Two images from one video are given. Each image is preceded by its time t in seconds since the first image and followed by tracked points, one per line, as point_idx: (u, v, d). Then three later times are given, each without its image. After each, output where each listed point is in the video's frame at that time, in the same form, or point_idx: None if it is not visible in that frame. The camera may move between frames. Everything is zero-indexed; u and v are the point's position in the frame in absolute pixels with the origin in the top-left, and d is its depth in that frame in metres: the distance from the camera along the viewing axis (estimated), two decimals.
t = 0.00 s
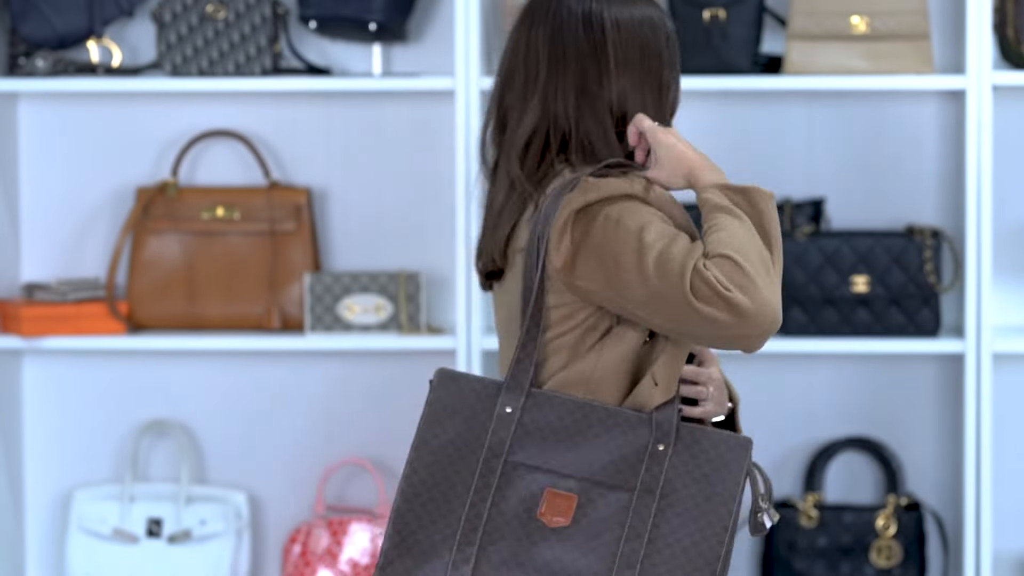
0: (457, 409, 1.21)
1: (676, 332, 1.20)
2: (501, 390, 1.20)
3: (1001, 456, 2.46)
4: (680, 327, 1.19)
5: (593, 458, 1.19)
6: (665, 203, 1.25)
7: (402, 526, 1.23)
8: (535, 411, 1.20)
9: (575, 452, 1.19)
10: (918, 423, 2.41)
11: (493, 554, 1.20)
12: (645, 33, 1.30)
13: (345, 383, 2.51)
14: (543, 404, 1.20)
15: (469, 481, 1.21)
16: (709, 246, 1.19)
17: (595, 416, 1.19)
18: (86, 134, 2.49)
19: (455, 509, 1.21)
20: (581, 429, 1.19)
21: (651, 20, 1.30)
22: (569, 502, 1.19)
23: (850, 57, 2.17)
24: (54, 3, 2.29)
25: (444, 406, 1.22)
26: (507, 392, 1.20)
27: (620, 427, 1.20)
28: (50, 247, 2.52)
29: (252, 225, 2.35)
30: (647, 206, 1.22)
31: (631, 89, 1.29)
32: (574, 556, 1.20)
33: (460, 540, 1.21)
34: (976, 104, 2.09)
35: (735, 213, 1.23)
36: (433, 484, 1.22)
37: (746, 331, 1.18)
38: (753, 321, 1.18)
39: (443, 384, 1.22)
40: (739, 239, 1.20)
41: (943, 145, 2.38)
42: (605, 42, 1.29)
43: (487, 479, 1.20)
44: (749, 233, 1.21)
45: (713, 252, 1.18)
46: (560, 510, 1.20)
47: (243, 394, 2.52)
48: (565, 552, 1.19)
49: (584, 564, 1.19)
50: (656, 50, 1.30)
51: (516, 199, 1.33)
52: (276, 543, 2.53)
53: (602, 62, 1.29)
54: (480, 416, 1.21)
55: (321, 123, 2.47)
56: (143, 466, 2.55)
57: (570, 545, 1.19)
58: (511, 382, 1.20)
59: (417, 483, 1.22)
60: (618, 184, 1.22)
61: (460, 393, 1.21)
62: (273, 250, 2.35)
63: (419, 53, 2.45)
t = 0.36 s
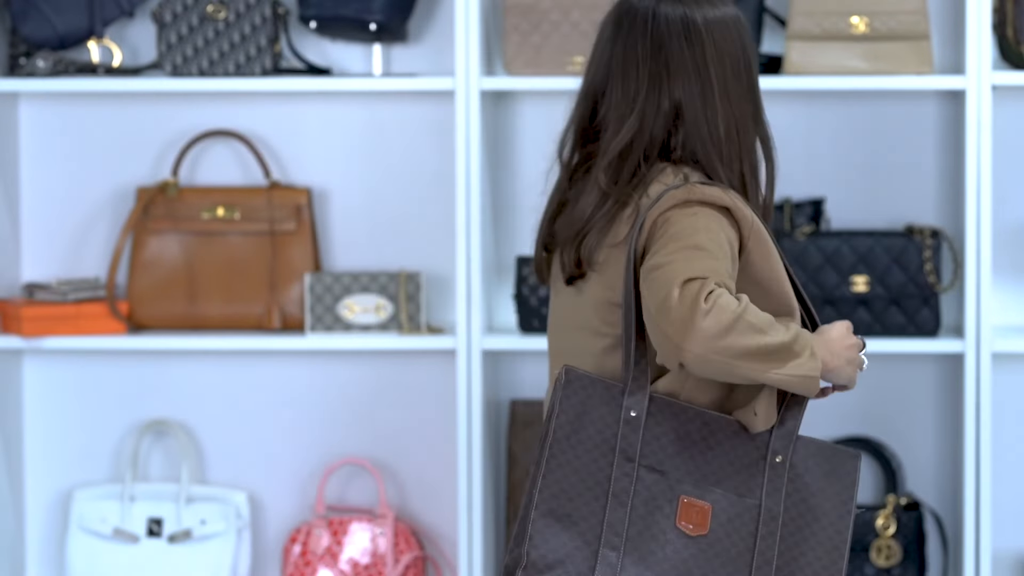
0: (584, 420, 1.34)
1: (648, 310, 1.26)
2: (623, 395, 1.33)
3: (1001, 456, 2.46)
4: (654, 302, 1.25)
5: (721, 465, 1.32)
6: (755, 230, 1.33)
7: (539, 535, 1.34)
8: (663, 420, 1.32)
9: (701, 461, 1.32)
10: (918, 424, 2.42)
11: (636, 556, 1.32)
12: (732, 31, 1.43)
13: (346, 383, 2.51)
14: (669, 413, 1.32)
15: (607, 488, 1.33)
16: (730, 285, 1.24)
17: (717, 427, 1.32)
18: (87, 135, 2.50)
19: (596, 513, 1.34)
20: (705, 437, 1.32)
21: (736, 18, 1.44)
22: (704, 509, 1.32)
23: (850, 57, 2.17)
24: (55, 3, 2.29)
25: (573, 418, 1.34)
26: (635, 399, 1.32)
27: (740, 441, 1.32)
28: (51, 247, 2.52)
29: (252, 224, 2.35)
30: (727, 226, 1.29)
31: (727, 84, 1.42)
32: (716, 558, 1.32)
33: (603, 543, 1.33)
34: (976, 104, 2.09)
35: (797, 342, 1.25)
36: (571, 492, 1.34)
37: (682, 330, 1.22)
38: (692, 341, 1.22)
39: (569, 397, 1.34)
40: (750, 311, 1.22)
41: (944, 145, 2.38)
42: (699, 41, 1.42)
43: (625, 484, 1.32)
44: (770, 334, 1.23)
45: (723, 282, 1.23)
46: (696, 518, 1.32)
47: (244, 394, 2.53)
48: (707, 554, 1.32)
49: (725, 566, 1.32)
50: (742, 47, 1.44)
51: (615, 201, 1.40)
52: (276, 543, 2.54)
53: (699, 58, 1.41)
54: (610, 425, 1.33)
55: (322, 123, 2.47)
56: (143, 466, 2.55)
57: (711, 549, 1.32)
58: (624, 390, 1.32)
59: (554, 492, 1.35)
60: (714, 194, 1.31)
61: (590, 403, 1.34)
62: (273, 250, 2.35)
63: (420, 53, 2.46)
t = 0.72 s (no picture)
0: (681, 402, 1.34)
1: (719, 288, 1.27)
2: (718, 381, 1.33)
3: (1001, 456, 2.46)
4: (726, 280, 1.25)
5: (813, 455, 1.32)
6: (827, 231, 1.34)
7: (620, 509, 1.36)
8: (759, 407, 1.32)
9: (796, 448, 1.32)
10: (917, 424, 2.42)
11: (714, 538, 1.33)
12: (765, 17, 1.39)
13: (347, 382, 2.51)
14: (764, 399, 1.32)
15: (689, 468, 1.34)
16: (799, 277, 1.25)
17: (812, 414, 1.32)
18: (88, 134, 2.50)
19: (678, 492, 1.34)
20: (799, 423, 1.32)
21: None
22: (788, 497, 1.32)
23: (850, 57, 2.17)
24: (56, 3, 2.29)
25: (669, 399, 1.35)
26: (731, 386, 1.32)
27: (834, 430, 1.32)
28: (51, 247, 2.52)
29: (252, 224, 2.35)
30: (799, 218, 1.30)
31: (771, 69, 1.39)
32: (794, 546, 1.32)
33: (680, 522, 1.34)
34: (976, 104, 2.09)
35: (869, 354, 1.26)
36: (655, 470, 1.35)
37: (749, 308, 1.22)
38: (760, 321, 1.22)
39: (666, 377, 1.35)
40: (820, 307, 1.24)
41: (943, 145, 2.38)
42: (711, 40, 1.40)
43: (708, 468, 1.33)
44: (837, 333, 1.24)
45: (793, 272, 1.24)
46: (778, 504, 1.32)
47: (245, 394, 2.53)
48: (783, 542, 1.32)
49: (800, 555, 1.32)
50: (759, 24, 1.39)
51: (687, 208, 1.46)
52: (277, 542, 2.54)
53: (728, 51, 1.39)
54: (705, 409, 1.33)
55: (322, 123, 2.48)
56: (144, 466, 2.55)
57: (790, 536, 1.32)
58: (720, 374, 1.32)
59: (640, 469, 1.36)
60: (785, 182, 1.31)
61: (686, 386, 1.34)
62: (273, 250, 2.35)
63: (420, 53, 2.46)
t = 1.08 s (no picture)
0: (661, 392, 1.34)
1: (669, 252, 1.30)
2: (696, 369, 1.32)
3: (1001, 456, 2.46)
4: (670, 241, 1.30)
5: (790, 425, 1.28)
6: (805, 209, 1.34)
7: (616, 502, 1.35)
8: (737, 388, 1.30)
9: (769, 419, 1.28)
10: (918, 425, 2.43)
11: (702, 518, 1.31)
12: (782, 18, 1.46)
13: (348, 382, 2.51)
14: (741, 378, 1.30)
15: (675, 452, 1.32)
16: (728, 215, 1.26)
17: (788, 386, 1.28)
18: (88, 135, 2.50)
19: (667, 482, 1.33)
20: (777, 397, 1.28)
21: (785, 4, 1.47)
22: (767, 470, 1.28)
23: (850, 57, 2.17)
24: (57, 3, 2.30)
25: (649, 391, 1.34)
26: (708, 372, 1.31)
27: (807, 392, 1.28)
28: (52, 247, 2.52)
29: (252, 224, 2.35)
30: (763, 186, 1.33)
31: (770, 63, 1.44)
32: (778, 522, 1.28)
33: (670, 508, 1.32)
34: (975, 104, 2.09)
35: (807, 287, 1.20)
36: (644, 460, 1.34)
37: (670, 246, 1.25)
38: (681, 254, 1.24)
39: (647, 371, 1.35)
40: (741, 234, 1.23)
41: (943, 146, 2.38)
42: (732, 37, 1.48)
43: (689, 450, 1.31)
44: (762, 263, 1.21)
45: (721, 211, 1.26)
46: (756, 478, 1.28)
47: (246, 394, 2.53)
48: (767, 516, 1.28)
49: (790, 524, 1.28)
50: (779, 23, 1.46)
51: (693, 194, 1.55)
52: (277, 542, 2.54)
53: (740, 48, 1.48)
54: (685, 395, 1.33)
55: (322, 123, 2.48)
56: (144, 466, 2.55)
57: (773, 511, 1.28)
58: (700, 366, 1.31)
59: (628, 462, 1.35)
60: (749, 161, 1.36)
61: (669, 378, 1.34)
62: (273, 250, 2.35)
63: (421, 53, 2.46)
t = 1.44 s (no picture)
0: (625, 400, 1.51)
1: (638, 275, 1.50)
2: (654, 377, 1.49)
3: (1001, 456, 2.46)
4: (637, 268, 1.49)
5: (729, 425, 1.43)
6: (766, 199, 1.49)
7: (582, 503, 1.51)
8: (687, 391, 1.46)
9: (712, 418, 1.44)
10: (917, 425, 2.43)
11: (651, 515, 1.44)
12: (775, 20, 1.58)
13: (348, 382, 2.52)
14: (691, 384, 1.46)
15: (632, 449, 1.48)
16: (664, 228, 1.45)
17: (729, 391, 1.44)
18: (89, 135, 2.50)
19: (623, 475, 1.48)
20: (720, 400, 1.44)
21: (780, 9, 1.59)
22: (707, 467, 1.43)
23: (851, 57, 2.17)
24: (57, 3, 2.30)
25: (612, 400, 1.52)
26: (662, 378, 1.48)
27: (745, 394, 1.43)
28: (52, 247, 2.52)
29: (253, 224, 2.35)
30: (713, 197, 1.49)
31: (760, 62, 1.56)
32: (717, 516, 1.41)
33: (625, 507, 1.46)
34: (975, 105, 2.09)
35: (734, 252, 1.40)
36: (604, 456, 1.50)
37: (621, 275, 1.46)
38: (631, 281, 1.44)
39: (612, 381, 1.52)
40: (672, 241, 1.42)
41: (942, 146, 2.38)
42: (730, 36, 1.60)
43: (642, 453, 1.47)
44: (690, 252, 1.40)
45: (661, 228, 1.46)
46: (698, 475, 1.43)
47: (245, 394, 2.53)
48: (706, 511, 1.42)
49: (723, 515, 1.41)
50: (774, 23, 1.58)
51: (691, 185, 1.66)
52: (277, 543, 2.54)
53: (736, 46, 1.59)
54: (643, 400, 1.49)
55: (323, 123, 2.48)
56: (145, 466, 2.55)
57: (711, 505, 1.42)
58: (656, 371, 1.49)
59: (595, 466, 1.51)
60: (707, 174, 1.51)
61: (631, 384, 1.51)
62: (273, 250, 2.35)
63: (421, 53, 2.46)
